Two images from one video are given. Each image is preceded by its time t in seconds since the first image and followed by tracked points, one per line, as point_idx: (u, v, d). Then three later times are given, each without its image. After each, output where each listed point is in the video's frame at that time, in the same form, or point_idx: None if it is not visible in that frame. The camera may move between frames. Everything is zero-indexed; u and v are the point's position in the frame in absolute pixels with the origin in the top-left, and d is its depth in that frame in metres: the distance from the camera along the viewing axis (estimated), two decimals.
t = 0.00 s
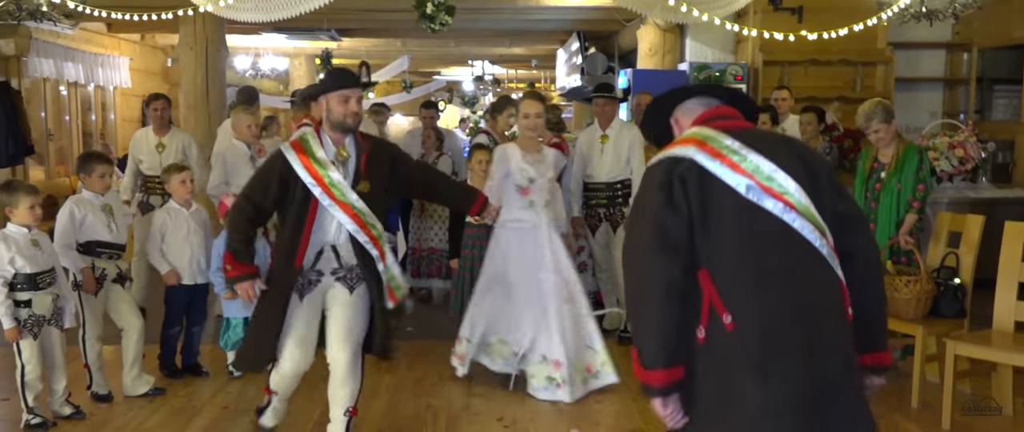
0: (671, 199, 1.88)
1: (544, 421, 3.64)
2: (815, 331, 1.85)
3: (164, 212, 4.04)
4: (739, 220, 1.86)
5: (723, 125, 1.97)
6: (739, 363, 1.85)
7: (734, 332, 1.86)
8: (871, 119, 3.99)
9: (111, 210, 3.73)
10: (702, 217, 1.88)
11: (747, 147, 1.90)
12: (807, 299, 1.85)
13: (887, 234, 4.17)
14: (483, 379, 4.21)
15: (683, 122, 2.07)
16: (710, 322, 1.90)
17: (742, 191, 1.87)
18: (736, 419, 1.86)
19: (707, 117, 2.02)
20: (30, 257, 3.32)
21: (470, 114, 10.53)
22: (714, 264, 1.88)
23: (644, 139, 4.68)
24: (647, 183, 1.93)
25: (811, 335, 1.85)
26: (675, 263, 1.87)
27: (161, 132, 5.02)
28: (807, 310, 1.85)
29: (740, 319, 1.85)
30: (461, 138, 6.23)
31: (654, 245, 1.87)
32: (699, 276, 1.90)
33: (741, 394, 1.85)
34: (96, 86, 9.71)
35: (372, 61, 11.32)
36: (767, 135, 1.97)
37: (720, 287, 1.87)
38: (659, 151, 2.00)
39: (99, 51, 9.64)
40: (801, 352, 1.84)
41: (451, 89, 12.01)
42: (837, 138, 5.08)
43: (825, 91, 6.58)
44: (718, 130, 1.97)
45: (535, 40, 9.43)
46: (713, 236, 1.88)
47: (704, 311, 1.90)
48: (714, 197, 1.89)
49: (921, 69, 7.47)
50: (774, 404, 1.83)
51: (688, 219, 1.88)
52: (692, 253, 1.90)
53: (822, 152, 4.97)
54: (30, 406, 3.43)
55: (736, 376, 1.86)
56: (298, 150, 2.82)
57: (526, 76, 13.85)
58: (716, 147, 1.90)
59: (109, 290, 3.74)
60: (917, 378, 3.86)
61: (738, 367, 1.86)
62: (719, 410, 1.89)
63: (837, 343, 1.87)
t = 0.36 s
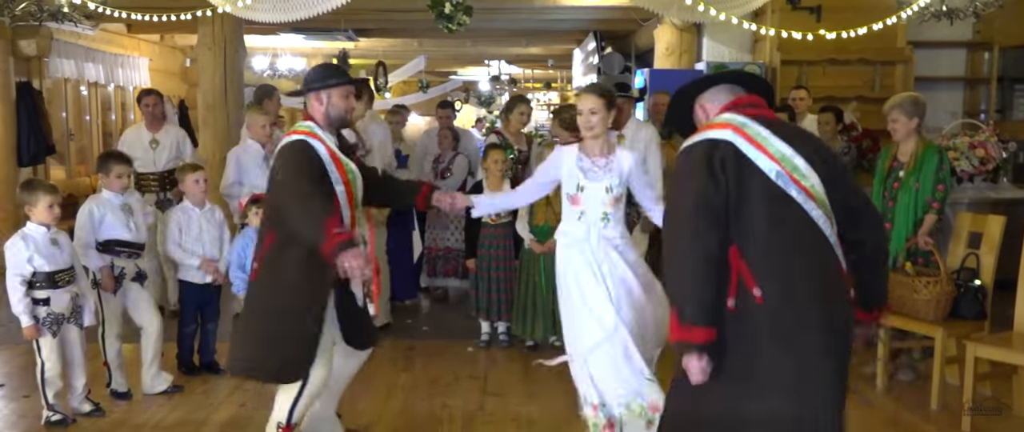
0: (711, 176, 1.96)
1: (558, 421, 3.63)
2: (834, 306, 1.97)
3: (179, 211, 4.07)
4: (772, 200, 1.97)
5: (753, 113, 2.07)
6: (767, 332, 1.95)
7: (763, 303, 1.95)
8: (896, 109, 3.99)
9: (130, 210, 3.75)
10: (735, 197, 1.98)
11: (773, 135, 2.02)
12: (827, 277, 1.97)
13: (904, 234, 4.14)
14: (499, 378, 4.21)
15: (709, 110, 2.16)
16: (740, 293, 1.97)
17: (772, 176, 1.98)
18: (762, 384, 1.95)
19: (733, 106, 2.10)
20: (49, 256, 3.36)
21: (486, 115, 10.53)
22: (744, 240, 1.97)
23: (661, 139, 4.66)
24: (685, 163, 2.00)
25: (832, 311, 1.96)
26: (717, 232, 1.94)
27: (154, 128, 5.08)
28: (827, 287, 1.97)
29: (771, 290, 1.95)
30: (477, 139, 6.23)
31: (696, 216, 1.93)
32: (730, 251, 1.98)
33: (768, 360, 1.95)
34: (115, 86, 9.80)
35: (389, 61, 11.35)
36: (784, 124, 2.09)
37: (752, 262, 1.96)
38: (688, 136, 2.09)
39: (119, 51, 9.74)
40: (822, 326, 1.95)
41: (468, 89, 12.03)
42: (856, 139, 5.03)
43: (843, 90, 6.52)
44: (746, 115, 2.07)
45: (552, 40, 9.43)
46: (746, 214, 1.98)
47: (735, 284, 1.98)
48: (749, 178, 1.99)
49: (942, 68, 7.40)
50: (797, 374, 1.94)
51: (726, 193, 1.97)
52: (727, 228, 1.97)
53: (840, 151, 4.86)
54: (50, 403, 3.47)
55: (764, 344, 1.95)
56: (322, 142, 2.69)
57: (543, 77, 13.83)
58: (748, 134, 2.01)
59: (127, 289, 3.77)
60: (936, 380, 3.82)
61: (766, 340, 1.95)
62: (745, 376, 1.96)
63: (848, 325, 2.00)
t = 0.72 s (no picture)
0: (741, 179, 1.99)
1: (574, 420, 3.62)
2: (859, 309, 2.01)
3: (197, 209, 4.10)
4: (796, 203, 2.01)
5: (774, 116, 2.10)
6: (792, 335, 2.00)
7: (789, 307, 2.00)
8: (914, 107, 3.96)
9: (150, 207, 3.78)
10: (763, 200, 2.01)
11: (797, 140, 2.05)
12: (852, 281, 2.01)
13: (920, 235, 4.10)
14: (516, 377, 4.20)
15: (730, 105, 2.20)
16: (766, 296, 2.02)
17: (796, 182, 2.02)
18: (789, 384, 2.01)
19: (754, 105, 2.15)
20: (69, 253, 3.39)
21: (503, 113, 10.51)
22: (771, 244, 2.01)
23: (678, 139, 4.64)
24: (712, 167, 2.03)
25: (858, 313, 2.00)
26: (741, 234, 1.98)
27: (166, 128, 5.12)
28: (852, 290, 2.00)
29: (798, 294, 1.99)
30: (495, 138, 6.23)
31: (725, 221, 1.97)
32: (756, 256, 2.02)
33: (795, 362, 2.00)
34: (136, 85, 9.88)
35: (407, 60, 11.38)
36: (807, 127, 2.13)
37: (777, 267, 2.01)
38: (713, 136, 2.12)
39: (140, 51, 9.82)
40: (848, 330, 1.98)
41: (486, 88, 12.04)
42: (877, 138, 4.97)
43: (864, 89, 6.44)
44: (771, 116, 2.10)
45: (570, 39, 9.41)
46: (771, 219, 2.02)
47: (760, 287, 2.03)
48: (776, 182, 2.02)
49: (964, 67, 7.32)
50: (822, 380, 1.98)
51: (753, 196, 2.00)
52: (751, 233, 2.01)
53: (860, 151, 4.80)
54: (72, 399, 3.50)
55: (790, 345, 2.00)
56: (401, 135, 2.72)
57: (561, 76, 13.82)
58: (773, 138, 2.04)
59: (148, 286, 3.80)
60: (958, 381, 3.78)
61: (794, 344, 2.00)
62: (769, 376, 2.03)
63: (877, 327, 2.04)
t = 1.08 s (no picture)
0: (784, 143, 2.21)
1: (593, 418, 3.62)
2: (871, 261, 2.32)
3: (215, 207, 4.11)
4: (822, 164, 2.27)
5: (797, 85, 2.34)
6: (826, 285, 2.25)
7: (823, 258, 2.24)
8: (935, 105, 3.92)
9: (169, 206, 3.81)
10: (801, 163, 2.24)
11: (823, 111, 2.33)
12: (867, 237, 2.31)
13: (936, 231, 4.07)
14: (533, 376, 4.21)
15: (756, 75, 2.41)
16: (803, 250, 2.24)
17: (828, 148, 2.29)
18: (820, 330, 2.25)
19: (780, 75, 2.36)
20: (90, 251, 3.43)
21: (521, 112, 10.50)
22: (808, 203, 2.24)
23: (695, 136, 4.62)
24: (758, 129, 2.22)
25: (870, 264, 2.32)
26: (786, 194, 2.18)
27: (183, 125, 5.14)
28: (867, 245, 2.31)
29: (831, 248, 2.25)
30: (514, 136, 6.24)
31: (776, 179, 2.16)
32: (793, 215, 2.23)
33: (826, 311, 2.24)
34: (157, 84, 9.97)
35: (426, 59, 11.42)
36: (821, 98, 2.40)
37: (813, 226, 2.24)
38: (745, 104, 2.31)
39: (161, 51, 9.91)
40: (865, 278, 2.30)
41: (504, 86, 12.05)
42: (898, 136, 4.89)
43: (884, 85, 6.34)
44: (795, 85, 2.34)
45: (588, 37, 9.40)
46: (808, 181, 2.25)
47: (799, 243, 2.24)
48: (810, 147, 2.26)
49: (988, 64, 7.24)
50: (852, 321, 2.25)
51: (794, 160, 2.22)
52: (791, 193, 2.22)
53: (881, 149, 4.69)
54: (93, 396, 3.54)
55: (823, 295, 2.25)
56: (468, 122, 2.46)
57: (579, 74, 13.80)
58: (804, 105, 2.29)
59: (167, 284, 3.83)
60: (980, 382, 3.74)
61: (829, 296, 2.25)
62: (804, 324, 2.25)
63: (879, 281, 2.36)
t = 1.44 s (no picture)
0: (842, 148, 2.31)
1: (610, 417, 3.62)
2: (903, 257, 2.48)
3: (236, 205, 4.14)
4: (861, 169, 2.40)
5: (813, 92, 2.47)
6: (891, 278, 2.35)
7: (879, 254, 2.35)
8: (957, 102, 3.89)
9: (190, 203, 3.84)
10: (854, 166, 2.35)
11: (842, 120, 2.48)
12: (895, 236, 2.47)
13: (960, 230, 4.02)
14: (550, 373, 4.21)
15: (776, 79, 2.48)
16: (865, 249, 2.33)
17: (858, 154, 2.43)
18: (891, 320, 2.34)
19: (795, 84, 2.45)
20: (113, 247, 3.46)
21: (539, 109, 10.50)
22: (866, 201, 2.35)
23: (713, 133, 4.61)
24: (818, 135, 2.32)
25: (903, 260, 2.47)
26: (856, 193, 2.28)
27: (196, 123, 5.18)
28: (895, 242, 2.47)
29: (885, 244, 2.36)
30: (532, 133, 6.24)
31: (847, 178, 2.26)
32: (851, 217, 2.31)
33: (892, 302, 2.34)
34: (178, 82, 10.05)
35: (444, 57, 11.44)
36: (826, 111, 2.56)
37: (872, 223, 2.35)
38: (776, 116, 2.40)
39: (181, 49, 9.99)
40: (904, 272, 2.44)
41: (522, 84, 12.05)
42: (919, 133, 4.85)
43: (905, 83, 6.26)
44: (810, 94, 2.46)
45: (606, 34, 9.38)
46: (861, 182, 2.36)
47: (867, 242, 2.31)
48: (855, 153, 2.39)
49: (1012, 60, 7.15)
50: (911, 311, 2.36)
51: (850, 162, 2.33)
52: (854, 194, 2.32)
53: (901, 146, 4.61)
54: (115, 391, 3.58)
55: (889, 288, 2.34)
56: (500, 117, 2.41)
57: (597, 72, 13.78)
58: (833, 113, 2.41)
59: (189, 281, 3.87)
60: (1003, 382, 3.70)
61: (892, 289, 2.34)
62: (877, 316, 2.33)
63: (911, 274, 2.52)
